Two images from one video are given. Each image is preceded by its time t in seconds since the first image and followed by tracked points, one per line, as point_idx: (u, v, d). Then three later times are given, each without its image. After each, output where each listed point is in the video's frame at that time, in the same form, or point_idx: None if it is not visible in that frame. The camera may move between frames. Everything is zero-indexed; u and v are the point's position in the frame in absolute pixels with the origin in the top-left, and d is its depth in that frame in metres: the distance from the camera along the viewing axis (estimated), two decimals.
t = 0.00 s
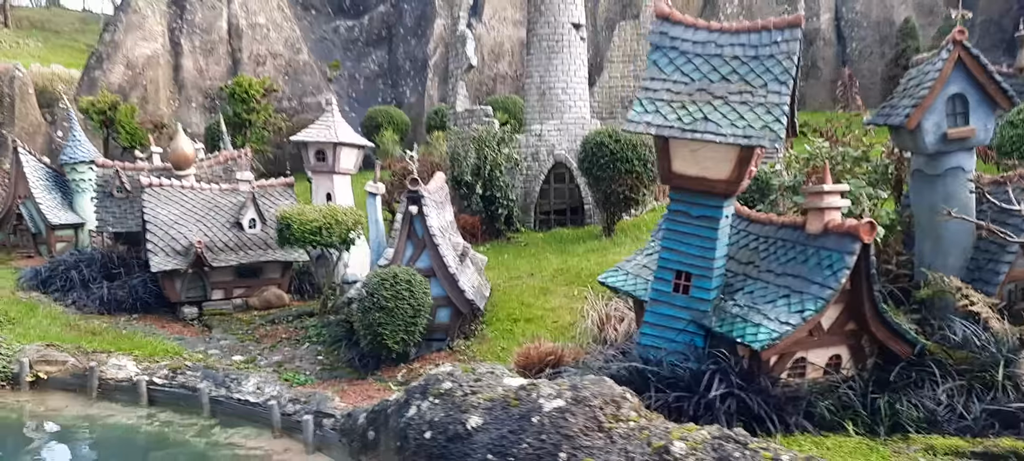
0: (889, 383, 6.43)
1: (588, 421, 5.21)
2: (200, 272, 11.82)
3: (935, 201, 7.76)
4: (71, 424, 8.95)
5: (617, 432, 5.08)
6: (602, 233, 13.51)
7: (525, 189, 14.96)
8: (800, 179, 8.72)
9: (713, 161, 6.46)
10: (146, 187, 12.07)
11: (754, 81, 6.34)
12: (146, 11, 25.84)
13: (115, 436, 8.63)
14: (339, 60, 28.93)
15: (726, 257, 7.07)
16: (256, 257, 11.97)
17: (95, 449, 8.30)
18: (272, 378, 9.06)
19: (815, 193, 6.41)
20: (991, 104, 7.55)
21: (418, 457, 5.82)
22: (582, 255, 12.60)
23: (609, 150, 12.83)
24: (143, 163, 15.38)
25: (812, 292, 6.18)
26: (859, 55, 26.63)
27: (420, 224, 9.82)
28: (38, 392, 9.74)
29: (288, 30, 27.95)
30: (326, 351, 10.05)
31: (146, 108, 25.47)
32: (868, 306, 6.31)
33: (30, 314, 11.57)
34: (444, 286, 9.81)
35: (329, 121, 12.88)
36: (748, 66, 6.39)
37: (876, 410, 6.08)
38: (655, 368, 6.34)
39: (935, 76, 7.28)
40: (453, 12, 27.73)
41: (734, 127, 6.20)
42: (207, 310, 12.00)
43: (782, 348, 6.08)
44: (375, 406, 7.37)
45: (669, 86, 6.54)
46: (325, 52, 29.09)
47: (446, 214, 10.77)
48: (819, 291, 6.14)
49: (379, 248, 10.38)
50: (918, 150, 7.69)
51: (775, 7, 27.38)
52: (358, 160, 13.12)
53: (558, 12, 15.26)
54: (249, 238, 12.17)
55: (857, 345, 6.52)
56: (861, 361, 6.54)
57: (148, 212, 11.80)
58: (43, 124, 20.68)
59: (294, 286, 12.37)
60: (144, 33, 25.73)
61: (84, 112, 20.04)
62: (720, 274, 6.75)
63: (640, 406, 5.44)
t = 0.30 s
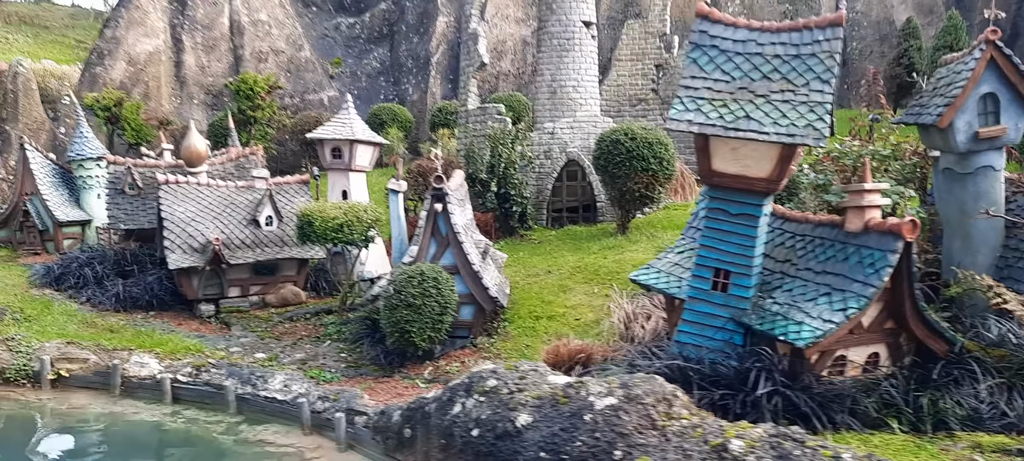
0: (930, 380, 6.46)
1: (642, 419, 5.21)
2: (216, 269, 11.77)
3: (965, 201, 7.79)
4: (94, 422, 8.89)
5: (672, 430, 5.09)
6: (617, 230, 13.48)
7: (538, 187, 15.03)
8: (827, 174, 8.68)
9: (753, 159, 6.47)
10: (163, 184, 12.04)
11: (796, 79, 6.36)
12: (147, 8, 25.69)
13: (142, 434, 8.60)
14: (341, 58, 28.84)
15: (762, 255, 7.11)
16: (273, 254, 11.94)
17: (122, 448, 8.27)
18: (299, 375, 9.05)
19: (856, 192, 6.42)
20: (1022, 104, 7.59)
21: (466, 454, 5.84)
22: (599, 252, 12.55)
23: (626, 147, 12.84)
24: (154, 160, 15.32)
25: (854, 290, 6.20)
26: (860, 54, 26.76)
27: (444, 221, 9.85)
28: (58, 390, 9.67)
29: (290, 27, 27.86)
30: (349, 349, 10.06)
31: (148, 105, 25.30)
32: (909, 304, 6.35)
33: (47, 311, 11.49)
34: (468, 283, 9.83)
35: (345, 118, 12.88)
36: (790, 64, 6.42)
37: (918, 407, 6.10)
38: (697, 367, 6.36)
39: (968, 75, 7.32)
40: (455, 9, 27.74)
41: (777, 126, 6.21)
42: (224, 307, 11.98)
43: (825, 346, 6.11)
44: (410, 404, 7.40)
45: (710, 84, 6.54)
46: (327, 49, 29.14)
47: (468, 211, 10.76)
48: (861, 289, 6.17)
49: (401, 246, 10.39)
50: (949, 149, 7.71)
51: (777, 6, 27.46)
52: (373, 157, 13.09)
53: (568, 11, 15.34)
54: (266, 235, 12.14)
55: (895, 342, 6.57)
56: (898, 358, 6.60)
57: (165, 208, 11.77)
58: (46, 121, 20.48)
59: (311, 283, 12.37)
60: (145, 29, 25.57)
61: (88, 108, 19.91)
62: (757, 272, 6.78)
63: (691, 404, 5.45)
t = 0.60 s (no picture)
0: (971, 381, 6.50)
1: (698, 421, 5.23)
2: (235, 269, 11.75)
3: (997, 202, 7.82)
4: (122, 423, 8.86)
5: (729, 432, 5.11)
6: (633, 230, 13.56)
7: (552, 187, 15.07)
8: (857, 174, 8.70)
9: (796, 160, 6.49)
10: (182, 183, 12.02)
11: (839, 81, 6.39)
12: (150, 6, 25.60)
13: (172, 435, 8.59)
14: (343, 57, 28.80)
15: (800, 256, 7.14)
16: (291, 254, 11.92)
17: (154, 448, 8.28)
18: (328, 376, 9.06)
19: (898, 193, 6.47)
20: None
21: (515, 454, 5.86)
22: (616, 253, 12.61)
23: (643, 148, 12.87)
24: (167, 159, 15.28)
25: (898, 291, 6.24)
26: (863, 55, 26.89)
27: (470, 222, 9.89)
28: (83, 391, 9.64)
29: (293, 26, 27.80)
30: (374, 349, 10.06)
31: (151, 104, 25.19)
32: (951, 306, 6.39)
33: (66, 312, 11.45)
34: (494, 283, 9.85)
35: (362, 118, 12.88)
36: (833, 67, 6.44)
37: (963, 408, 6.15)
38: (741, 368, 6.40)
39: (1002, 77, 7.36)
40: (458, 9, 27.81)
41: (822, 127, 6.23)
42: (243, 307, 11.95)
43: (869, 347, 6.14)
44: (447, 404, 7.42)
45: (752, 86, 6.56)
46: (330, 48, 29.10)
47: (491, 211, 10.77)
48: (906, 290, 6.20)
49: (425, 246, 10.41)
50: (980, 150, 7.77)
51: (780, 7, 27.50)
52: (390, 157, 13.09)
53: (581, 11, 15.34)
54: (284, 235, 12.12)
55: (934, 343, 6.61)
56: (937, 359, 6.64)
57: (184, 208, 11.75)
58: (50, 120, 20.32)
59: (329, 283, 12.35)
60: (148, 27, 25.46)
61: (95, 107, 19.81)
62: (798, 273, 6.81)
63: (743, 405, 5.47)
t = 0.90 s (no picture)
0: (1011, 385, 6.56)
1: (753, 424, 5.29)
2: (257, 272, 11.76)
3: None
4: (153, 426, 8.86)
5: (785, 435, 5.15)
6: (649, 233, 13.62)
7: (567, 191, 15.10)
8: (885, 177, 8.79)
9: (837, 165, 6.55)
10: (203, 186, 12.04)
11: (882, 87, 6.47)
12: (155, 9, 25.57)
13: (204, 438, 8.60)
14: (347, 60, 28.78)
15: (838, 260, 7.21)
16: (312, 257, 11.94)
17: (187, 451, 8.29)
18: (358, 378, 9.09)
19: (939, 198, 6.54)
20: None
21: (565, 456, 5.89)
22: (635, 255, 12.65)
23: (661, 152, 12.87)
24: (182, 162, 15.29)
25: (941, 295, 6.30)
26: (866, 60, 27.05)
27: (496, 225, 9.93)
28: (110, 394, 9.63)
29: (298, 29, 27.99)
30: (401, 352, 10.09)
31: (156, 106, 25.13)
32: (991, 310, 6.44)
33: (87, 314, 11.43)
34: (520, 286, 9.90)
35: (382, 122, 12.92)
36: (875, 72, 6.52)
37: (1006, 411, 6.20)
38: (785, 371, 6.46)
39: None
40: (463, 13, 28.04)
41: (865, 132, 6.29)
42: (264, 310, 11.97)
43: (913, 350, 6.20)
44: (485, 407, 7.46)
45: (794, 91, 6.62)
46: (334, 50, 29.04)
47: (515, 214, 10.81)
48: (948, 294, 6.26)
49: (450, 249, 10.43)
50: (1013, 156, 7.84)
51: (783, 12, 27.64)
52: (409, 160, 13.12)
53: (595, 15, 15.45)
54: (305, 238, 12.15)
55: (974, 347, 6.66)
56: (976, 363, 6.69)
57: (206, 211, 11.77)
58: (58, 122, 20.22)
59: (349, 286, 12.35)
60: (153, 30, 25.41)
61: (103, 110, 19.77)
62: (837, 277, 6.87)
63: (796, 408, 5.53)
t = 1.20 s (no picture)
0: None
1: (809, 429, 5.35)
2: (279, 276, 11.77)
3: None
4: (184, 431, 8.86)
5: (840, 439, 5.23)
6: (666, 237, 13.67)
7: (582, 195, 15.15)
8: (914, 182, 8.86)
9: (880, 172, 6.61)
10: (224, 191, 12.03)
11: (924, 94, 6.53)
12: (160, 11, 25.56)
13: (236, 443, 8.61)
14: (352, 63, 28.75)
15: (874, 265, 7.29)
16: (333, 261, 11.97)
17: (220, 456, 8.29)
18: (388, 383, 9.12)
19: (978, 204, 6.62)
20: None
21: None
22: (653, 260, 12.70)
23: (680, 157, 12.98)
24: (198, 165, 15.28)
25: (983, 300, 6.37)
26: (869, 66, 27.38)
27: (524, 230, 9.97)
28: (137, 398, 9.61)
29: (303, 32, 28.02)
30: (427, 357, 10.12)
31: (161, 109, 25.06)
32: None
33: (109, 318, 11.41)
34: (547, 291, 9.95)
35: (402, 126, 12.94)
36: (917, 80, 6.59)
37: None
38: (828, 378, 6.55)
39: None
40: (467, 17, 28.17)
41: (909, 139, 6.35)
42: (285, 314, 12.00)
43: (957, 355, 6.26)
44: (523, 411, 7.50)
45: (836, 98, 6.68)
46: (338, 54, 28.99)
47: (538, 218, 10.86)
48: (990, 299, 6.33)
49: (476, 255, 10.46)
50: None
51: (786, 17, 27.80)
52: (428, 165, 13.15)
53: (609, 20, 15.53)
54: (326, 242, 12.17)
55: (1012, 352, 6.72)
56: (1014, 368, 6.75)
57: (228, 215, 11.76)
58: (66, 125, 20.11)
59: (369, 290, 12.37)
60: (159, 33, 25.38)
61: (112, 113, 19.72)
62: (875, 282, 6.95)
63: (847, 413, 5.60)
